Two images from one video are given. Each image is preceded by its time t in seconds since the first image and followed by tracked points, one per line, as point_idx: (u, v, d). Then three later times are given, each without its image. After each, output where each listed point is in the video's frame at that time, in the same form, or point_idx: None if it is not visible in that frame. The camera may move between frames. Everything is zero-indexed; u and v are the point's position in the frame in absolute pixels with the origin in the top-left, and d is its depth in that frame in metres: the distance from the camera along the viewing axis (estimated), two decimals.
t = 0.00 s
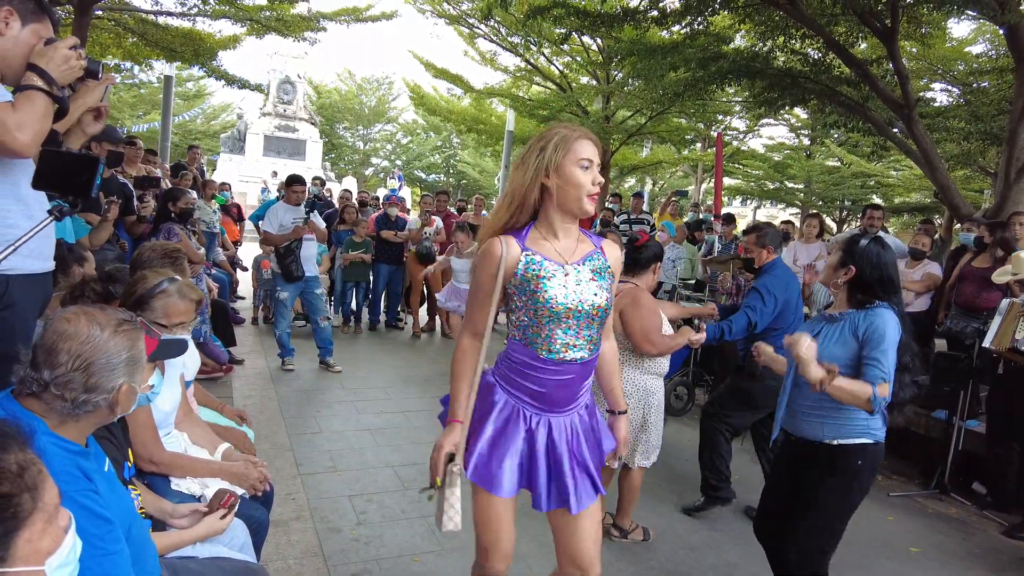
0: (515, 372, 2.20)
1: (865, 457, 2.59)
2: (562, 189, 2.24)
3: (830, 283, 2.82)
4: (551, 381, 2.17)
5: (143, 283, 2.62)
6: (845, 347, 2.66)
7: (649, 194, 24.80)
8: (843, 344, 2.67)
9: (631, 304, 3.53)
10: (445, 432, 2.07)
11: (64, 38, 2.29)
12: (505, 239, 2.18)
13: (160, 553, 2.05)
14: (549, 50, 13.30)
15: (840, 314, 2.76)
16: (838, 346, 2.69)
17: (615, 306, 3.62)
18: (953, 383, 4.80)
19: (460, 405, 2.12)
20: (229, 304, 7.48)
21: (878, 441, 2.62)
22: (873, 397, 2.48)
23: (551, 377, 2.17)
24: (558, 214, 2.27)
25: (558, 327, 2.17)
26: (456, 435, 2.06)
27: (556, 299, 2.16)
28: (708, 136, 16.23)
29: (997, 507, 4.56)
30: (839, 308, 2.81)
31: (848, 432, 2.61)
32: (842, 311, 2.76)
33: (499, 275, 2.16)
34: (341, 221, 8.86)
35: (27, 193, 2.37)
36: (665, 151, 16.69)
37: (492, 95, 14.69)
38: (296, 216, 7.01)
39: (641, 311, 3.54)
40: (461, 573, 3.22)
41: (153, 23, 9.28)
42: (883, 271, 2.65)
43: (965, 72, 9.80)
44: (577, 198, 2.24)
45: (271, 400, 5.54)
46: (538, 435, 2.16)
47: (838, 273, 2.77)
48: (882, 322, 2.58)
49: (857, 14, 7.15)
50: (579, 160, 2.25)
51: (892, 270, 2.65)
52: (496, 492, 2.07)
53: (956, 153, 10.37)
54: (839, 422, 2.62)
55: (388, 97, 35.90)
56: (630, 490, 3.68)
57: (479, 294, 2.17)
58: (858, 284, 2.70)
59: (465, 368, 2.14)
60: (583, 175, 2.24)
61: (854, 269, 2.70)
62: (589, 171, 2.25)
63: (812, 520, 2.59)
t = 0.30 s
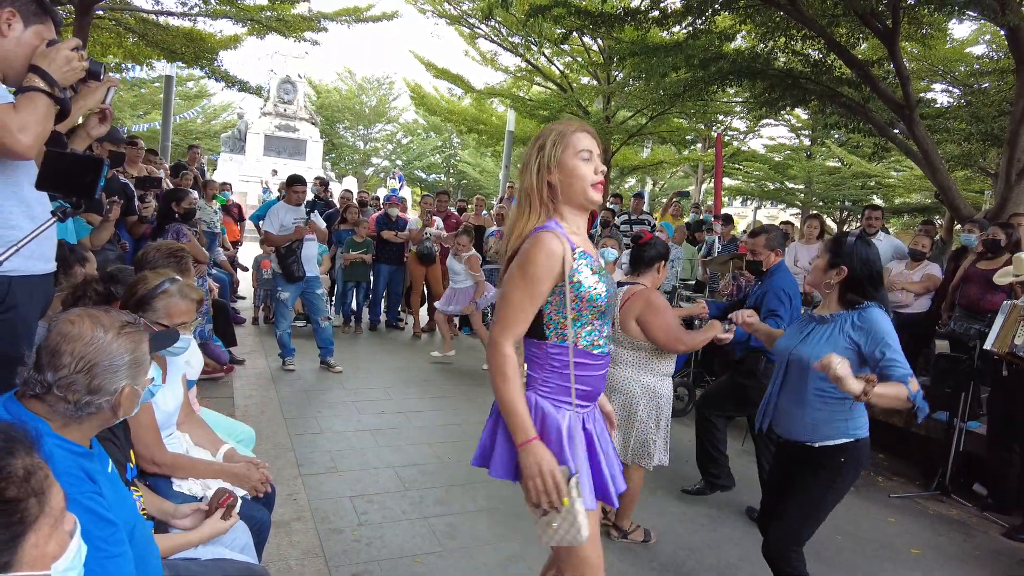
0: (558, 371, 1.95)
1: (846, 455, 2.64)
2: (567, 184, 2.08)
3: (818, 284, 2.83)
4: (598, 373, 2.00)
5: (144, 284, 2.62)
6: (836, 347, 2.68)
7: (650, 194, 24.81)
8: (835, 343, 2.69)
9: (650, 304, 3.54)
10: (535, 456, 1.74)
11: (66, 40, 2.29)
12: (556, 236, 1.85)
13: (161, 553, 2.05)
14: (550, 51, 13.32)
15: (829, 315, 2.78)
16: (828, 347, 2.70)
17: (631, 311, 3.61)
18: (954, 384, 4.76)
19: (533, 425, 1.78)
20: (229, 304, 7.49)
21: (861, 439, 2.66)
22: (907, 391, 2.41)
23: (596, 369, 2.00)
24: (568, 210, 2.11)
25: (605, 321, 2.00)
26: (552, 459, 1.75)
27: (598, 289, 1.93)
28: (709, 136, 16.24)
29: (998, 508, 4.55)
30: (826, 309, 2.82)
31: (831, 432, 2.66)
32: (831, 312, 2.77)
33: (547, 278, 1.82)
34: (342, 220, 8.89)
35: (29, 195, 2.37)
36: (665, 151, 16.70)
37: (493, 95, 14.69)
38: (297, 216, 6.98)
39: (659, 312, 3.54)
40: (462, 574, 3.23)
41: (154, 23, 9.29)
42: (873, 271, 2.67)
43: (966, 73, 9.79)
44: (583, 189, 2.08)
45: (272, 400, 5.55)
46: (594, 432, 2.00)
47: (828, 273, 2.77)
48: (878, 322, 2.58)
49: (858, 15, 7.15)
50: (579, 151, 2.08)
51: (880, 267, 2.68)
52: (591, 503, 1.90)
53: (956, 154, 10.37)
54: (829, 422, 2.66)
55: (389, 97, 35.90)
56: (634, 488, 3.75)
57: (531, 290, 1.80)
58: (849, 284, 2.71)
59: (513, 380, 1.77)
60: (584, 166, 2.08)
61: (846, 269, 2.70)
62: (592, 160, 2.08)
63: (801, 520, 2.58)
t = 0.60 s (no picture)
0: (599, 372, 1.90)
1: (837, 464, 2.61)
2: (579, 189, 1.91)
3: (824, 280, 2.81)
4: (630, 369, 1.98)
5: (146, 285, 2.62)
6: (829, 347, 2.68)
7: (650, 194, 24.82)
8: (827, 343, 2.69)
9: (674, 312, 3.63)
10: (612, 472, 1.74)
11: (68, 40, 2.28)
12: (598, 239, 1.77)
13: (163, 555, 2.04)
14: (551, 51, 13.32)
15: (828, 316, 2.78)
16: (822, 347, 2.70)
17: (654, 320, 3.63)
18: (955, 386, 4.76)
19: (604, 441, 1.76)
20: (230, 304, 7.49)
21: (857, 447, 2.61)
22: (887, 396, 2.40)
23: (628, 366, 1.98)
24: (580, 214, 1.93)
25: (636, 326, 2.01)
26: (627, 469, 1.77)
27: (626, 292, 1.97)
28: (710, 137, 16.24)
29: (999, 510, 4.54)
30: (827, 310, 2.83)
31: (825, 438, 2.62)
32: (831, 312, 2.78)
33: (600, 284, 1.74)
34: (342, 220, 8.92)
35: (31, 196, 2.37)
36: (666, 152, 16.71)
37: (493, 95, 14.69)
38: (299, 216, 6.95)
39: (684, 321, 3.62)
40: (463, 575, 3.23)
41: (155, 23, 9.29)
42: (882, 277, 2.70)
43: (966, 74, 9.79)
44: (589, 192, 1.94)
45: (273, 401, 5.55)
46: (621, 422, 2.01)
47: (838, 274, 2.76)
48: (871, 322, 2.57)
49: (859, 16, 7.15)
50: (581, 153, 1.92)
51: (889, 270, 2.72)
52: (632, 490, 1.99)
53: (957, 156, 10.38)
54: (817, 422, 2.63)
55: (389, 97, 35.88)
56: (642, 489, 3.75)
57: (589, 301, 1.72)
58: (858, 288, 2.73)
59: (586, 398, 1.71)
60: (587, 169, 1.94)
61: (857, 272, 2.70)
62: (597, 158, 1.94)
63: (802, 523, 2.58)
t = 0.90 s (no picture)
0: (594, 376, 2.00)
1: (859, 469, 2.60)
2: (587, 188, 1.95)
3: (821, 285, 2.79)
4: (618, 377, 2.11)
5: (148, 285, 2.61)
6: (840, 352, 2.68)
7: (651, 195, 24.81)
8: (835, 347, 2.69)
9: (694, 307, 3.62)
10: (616, 475, 1.88)
11: (69, 38, 2.27)
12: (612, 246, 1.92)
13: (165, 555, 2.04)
14: (552, 51, 13.32)
15: (831, 319, 2.79)
16: (830, 348, 2.71)
17: (678, 319, 3.60)
18: (957, 388, 4.75)
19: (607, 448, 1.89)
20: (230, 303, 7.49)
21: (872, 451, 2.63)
22: (861, 391, 2.48)
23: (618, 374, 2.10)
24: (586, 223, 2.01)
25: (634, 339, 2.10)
26: (627, 472, 1.91)
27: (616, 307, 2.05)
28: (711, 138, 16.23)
29: (1001, 513, 4.53)
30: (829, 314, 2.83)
31: (840, 446, 2.63)
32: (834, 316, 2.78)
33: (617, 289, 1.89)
34: (343, 220, 8.94)
35: (32, 195, 2.36)
36: (667, 152, 16.70)
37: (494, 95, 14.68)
38: (300, 215, 6.91)
39: (704, 316, 3.63)
40: None
41: (156, 22, 9.28)
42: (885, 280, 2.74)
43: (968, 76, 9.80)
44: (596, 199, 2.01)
45: (273, 400, 5.54)
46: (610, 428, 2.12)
47: (851, 280, 2.72)
48: (874, 324, 2.60)
49: (861, 17, 7.14)
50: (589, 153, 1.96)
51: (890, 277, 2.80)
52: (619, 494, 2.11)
53: (958, 157, 10.37)
54: (833, 431, 2.63)
55: (390, 97, 35.86)
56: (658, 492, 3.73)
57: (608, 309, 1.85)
58: (867, 295, 2.76)
59: (597, 405, 1.83)
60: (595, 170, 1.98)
61: (870, 278, 2.71)
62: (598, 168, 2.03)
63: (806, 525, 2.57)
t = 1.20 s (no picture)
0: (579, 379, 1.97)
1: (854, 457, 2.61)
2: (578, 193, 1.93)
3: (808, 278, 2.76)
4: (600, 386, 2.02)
5: (149, 283, 2.61)
6: (837, 347, 2.67)
7: (652, 195, 24.80)
8: (834, 341, 2.68)
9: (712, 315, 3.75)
10: (580, 483, 1.79)
11: (70, 35, 2.27)
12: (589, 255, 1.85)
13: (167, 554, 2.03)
14: (554, 51, 13.32)
15: (823, 313, 2.76)
16: (831, 345, 2.68)
17: (705, 327, 3.70)
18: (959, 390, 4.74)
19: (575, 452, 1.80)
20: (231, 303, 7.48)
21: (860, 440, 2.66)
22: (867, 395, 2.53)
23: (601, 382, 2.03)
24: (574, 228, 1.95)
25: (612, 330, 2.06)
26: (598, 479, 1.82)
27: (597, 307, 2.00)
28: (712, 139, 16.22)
29: (1002, 514, 4.52)
30: (815, 308, 2.82)
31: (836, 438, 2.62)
32: (823, 310, 2.77)
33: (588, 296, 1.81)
34: (344, 220, 8.94)
35: (33, 192, 2.35)
36: (668, 153, 16.69)
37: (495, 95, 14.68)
38: (301, 214, 6.90)
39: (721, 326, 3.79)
40: None
41: (158, 21, 9.28)
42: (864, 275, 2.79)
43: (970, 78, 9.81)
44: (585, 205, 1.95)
45: (274, 400, 5.54)
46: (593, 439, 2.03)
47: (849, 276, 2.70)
48: (871, 317, 2.63)
49: (864, 18, 7.13)
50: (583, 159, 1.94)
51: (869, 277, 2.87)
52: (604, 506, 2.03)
53: (959, 158, 10.35)
54: (833, 427, 2.62)
55: (392, 96, 35.88)
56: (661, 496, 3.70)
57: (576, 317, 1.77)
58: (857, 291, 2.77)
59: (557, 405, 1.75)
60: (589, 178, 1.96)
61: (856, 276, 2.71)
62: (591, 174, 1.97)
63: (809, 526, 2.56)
